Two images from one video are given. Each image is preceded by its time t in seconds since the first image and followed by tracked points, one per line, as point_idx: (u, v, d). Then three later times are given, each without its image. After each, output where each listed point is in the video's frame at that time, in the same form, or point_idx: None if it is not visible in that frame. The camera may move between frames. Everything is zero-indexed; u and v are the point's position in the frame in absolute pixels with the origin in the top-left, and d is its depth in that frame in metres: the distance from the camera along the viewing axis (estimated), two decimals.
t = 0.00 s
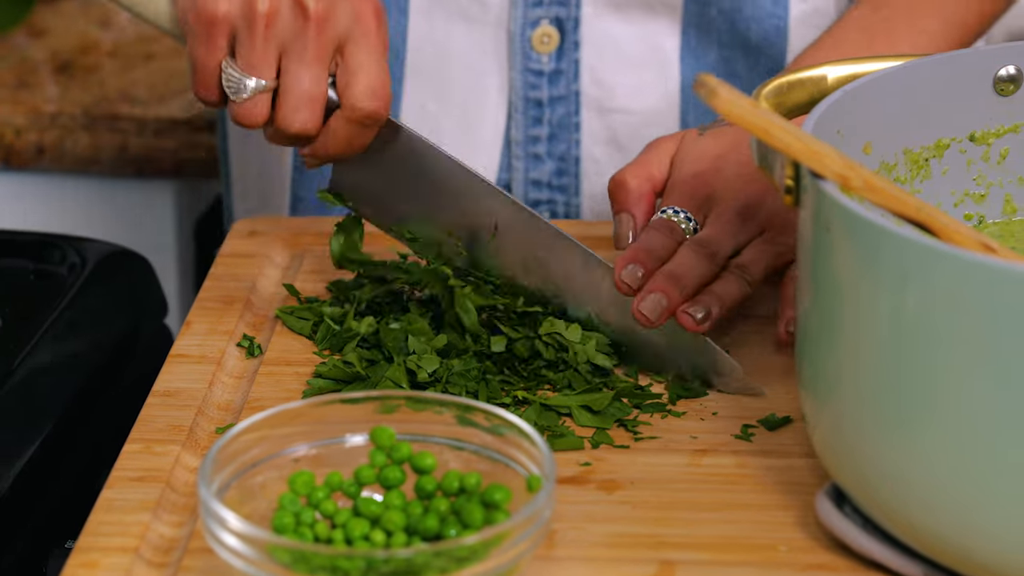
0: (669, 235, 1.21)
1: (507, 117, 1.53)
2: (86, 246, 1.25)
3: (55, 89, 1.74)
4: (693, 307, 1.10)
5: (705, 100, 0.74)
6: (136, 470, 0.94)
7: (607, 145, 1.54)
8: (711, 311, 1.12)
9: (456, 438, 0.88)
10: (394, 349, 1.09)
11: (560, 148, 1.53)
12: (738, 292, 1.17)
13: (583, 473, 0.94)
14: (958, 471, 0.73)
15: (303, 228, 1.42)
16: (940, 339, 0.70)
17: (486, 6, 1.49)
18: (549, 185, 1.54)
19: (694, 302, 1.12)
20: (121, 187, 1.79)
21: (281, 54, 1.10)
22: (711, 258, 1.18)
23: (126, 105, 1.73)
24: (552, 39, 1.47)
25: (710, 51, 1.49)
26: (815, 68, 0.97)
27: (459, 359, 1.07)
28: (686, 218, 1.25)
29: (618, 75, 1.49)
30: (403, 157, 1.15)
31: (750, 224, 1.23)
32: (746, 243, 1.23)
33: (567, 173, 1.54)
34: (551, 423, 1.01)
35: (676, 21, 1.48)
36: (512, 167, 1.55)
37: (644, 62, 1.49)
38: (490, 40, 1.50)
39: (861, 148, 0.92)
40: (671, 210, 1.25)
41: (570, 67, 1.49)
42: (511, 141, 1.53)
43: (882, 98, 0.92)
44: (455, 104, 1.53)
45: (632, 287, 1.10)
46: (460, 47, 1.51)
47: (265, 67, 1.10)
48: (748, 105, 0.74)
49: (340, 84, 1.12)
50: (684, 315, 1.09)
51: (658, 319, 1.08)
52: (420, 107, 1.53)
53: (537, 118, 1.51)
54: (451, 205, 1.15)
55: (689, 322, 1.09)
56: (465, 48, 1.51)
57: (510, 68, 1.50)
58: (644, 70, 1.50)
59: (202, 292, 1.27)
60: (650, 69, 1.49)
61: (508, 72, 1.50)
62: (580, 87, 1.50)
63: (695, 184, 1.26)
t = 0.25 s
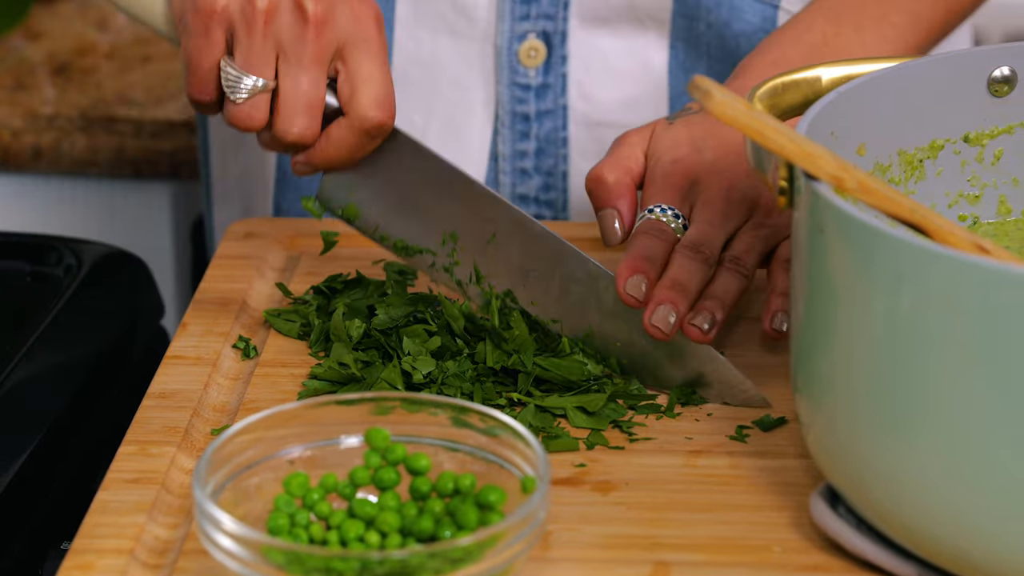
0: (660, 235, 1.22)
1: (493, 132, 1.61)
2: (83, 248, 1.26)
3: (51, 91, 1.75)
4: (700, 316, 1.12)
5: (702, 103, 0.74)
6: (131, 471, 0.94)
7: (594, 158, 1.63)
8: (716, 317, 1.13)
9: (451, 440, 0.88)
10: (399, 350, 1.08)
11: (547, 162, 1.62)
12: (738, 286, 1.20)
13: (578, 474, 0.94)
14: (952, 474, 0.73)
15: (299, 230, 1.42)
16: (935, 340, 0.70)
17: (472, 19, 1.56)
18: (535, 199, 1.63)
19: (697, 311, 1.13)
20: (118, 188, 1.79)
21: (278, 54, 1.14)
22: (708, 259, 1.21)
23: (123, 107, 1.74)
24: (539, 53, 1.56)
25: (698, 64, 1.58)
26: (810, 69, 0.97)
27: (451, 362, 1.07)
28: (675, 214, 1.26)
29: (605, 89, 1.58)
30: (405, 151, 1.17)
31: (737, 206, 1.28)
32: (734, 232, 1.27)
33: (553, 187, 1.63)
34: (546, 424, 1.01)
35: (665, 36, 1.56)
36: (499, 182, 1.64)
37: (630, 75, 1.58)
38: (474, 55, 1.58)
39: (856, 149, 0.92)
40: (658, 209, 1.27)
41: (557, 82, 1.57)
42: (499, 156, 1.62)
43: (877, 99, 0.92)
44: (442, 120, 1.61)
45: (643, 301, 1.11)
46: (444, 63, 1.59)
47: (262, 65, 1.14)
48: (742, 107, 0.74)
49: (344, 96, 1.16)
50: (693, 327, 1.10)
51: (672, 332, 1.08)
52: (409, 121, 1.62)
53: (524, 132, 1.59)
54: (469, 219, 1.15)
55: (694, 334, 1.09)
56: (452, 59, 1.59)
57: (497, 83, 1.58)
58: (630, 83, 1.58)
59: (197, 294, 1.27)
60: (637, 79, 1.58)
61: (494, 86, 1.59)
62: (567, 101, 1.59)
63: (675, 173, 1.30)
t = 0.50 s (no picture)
0: (659, 256, 1.19)
1: (483, 146, 1.51)
2: (73, 250, 1.26)
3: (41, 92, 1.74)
4: (712, 330, 1.06)
5: (691, 105, 0.74)
6: (121, 473, 0.94)
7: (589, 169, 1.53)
8: (729, 331, 1.07)
9: (440, 440, 0.88)
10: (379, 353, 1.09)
11: (539, 175, 1.52)
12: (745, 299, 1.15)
13: (568, 475, 0.94)
14: (942, 475, 0.73)
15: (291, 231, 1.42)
16: (924, 341, 0.70)
17: (460, 31, 1.47)
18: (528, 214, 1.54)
19: (708, 326, 1.07)
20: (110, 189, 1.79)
21: (248, 131, 1.04)
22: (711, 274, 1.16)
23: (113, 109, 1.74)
24: (530, 65, 1.46)
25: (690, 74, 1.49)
26: (798, 70, 0.97)
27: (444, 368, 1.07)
28: (673, 231, 1.23)
29: (598, 98, 1.49)
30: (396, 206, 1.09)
31: (731, 220, 1.25)
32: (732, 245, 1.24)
33: (545, 201, 1.54)
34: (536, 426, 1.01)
35: (655, 47, 1.47)
36: (490, 197, 1.54)
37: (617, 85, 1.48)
38: (461, 65, 1.49)
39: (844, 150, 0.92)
40: (657, 227, 1.24)
41: (547, 94, 1.48)
42: (489, 169, 1.52)
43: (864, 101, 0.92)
44: (429, 135, 1.51)
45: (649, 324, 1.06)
46: (432, 75, 1.49)
47: (234, 140, 1.03)
48: (730, 109, 0.74)
49: (321, 161, 1.06)
50: (705, 343, 1.04)
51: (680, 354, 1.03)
52: (392, 134, 1.52)
53: (515, 145, 1.50)
54: (427, 270, 1.11)
55: (707, 351, 1.04)
56: (439, 73, 1.49)
57: (486, 95, 1.49)
58: (620, 92, 1.49)
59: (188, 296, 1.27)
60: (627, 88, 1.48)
61: (484, 98, 1.49)
62: (558, 112, 1.49)
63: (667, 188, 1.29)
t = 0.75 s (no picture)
0: (674, 267, 1.18)
1: (496, 152, 1.51)
2: (79, 251, 1.27)
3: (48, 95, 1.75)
4: (727, 339, 1.08)
5: (697, 107, 0.75)
6: (128, 473, 0.94)
7: (600, 175, 1.53)
8: (748, 338, 1.08)
9: (447, 441, 0.88)
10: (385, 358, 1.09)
11: (553, 181, 1.52)
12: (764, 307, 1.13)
13: (574, 476, 0.94)
14: (947, 475, 0.73)
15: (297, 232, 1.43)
16: (928, 341, 0.70)
17: (471, 39, 1.47)
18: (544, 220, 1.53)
19: (725, 333, 1.09)
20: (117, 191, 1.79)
21: (253, 192, 1.07)
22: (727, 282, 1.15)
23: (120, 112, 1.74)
24: (542, 72, 1.46)
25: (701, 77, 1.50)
26: (804, 71, 0.97)
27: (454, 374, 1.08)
28: (689, 243, 1.22)
29: (609, 102, 1.49)
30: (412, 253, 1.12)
31: (750, 232, 1.25)
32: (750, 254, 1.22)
33: (560, 207, 1.53)
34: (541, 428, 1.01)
35: (668, 51, 1.48)
36: (504, 203, 1.54)
37: (628, 90, 1.49)
38: (472, 73, 1.49)
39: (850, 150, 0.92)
40: (674, 240, 1.23)
41: (560, 100, 1.48)
42: (503, 176, 1.52)
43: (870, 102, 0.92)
44: (442, 143, 1.51)
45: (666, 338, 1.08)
46: (444, 83, 1.49)
47: (239, 208, 1.07)
48: (737, 110, 0.74)
49: (333, 221, 1.08)
50: (721, 348, 1.07)
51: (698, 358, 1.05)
52: (404, 144, 1.51)
53: (528, 151, 1.50)
54: (473, 294, 1.11)
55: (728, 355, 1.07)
56: (452, 81, 1.49)
57: (499, 102, 1.49)
58: (629, 98, 1.49)
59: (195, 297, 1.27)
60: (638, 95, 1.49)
61: (496, 105, 1.49)
62: (571, 118, 1.49)
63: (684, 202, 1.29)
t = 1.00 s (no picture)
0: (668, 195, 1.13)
1: (487, 147, 1.50)
2: (78, 253, 1.27)
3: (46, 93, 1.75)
4: (725, 264, 1.08)
5: (696, 109, 0.75)
6: (128, 475, 0.94)
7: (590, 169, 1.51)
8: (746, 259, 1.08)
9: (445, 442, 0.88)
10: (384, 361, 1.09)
11: (543, 177, 1.50)
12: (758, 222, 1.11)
13: (573, 477, 0.94)
14: (945, 475, 0.73)
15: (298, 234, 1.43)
16: (927, 342, 0.70)
17: (463, 34, 1.45)
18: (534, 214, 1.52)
19: (720, 261, 1.08)
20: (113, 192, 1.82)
21: (225, 139, 1.05)
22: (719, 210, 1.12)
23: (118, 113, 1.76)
24: (532, 68, 1.44)
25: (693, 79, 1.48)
26: (804, 73, 0.97)
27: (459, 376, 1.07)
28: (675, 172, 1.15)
29: (598, 98, 1.47)
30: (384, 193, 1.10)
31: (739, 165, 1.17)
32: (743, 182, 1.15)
33: (550, 203, 1.51)
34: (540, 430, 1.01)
35: (657, 49, 1.46)
36: (494, 199, 1.52)
37: (615, 85, 1.47)
38: (462, 71, 1.47)
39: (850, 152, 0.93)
40: (664, 169, 1.15)
41: (551, 96, 1.46)
42: (493, 171, 1.50)
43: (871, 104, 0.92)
44: (433, 138, 1.49)
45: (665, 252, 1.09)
46: (436, 81, 1.47)
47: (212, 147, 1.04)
48: (736, 112, 0.75)
49: (307, 161, 1.08)
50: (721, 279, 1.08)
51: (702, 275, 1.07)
52: (394, 138, 1.50)
53: (519, 147, 1.48)
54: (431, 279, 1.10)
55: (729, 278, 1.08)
56: (443, 79, 1.48)
57: (489, 98, 1.47)
58: (617, 94, 1.47)
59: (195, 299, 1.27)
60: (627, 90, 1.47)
61: (486, 101, 1.47)
62: (562, 115, 1.47)
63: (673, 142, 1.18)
